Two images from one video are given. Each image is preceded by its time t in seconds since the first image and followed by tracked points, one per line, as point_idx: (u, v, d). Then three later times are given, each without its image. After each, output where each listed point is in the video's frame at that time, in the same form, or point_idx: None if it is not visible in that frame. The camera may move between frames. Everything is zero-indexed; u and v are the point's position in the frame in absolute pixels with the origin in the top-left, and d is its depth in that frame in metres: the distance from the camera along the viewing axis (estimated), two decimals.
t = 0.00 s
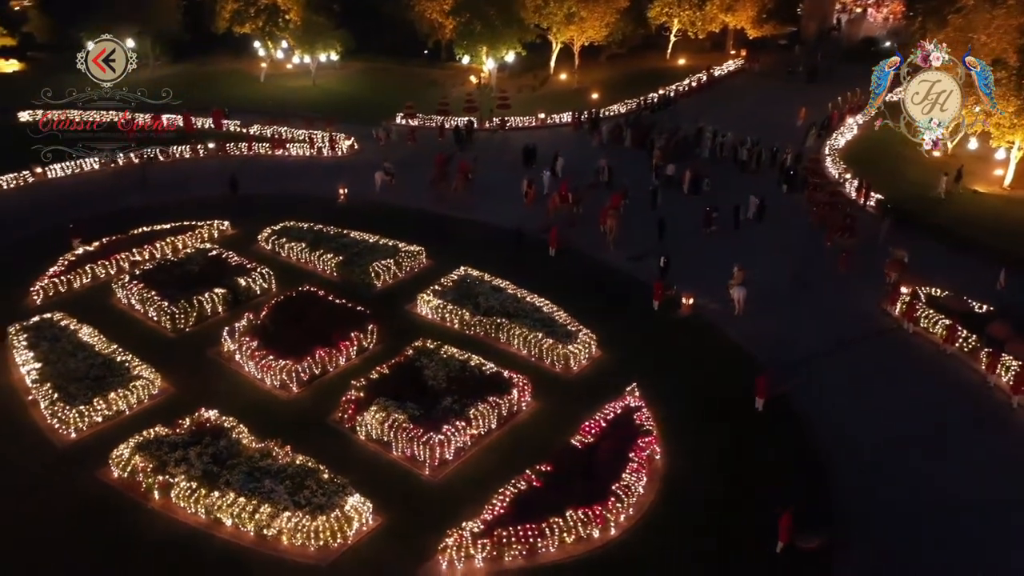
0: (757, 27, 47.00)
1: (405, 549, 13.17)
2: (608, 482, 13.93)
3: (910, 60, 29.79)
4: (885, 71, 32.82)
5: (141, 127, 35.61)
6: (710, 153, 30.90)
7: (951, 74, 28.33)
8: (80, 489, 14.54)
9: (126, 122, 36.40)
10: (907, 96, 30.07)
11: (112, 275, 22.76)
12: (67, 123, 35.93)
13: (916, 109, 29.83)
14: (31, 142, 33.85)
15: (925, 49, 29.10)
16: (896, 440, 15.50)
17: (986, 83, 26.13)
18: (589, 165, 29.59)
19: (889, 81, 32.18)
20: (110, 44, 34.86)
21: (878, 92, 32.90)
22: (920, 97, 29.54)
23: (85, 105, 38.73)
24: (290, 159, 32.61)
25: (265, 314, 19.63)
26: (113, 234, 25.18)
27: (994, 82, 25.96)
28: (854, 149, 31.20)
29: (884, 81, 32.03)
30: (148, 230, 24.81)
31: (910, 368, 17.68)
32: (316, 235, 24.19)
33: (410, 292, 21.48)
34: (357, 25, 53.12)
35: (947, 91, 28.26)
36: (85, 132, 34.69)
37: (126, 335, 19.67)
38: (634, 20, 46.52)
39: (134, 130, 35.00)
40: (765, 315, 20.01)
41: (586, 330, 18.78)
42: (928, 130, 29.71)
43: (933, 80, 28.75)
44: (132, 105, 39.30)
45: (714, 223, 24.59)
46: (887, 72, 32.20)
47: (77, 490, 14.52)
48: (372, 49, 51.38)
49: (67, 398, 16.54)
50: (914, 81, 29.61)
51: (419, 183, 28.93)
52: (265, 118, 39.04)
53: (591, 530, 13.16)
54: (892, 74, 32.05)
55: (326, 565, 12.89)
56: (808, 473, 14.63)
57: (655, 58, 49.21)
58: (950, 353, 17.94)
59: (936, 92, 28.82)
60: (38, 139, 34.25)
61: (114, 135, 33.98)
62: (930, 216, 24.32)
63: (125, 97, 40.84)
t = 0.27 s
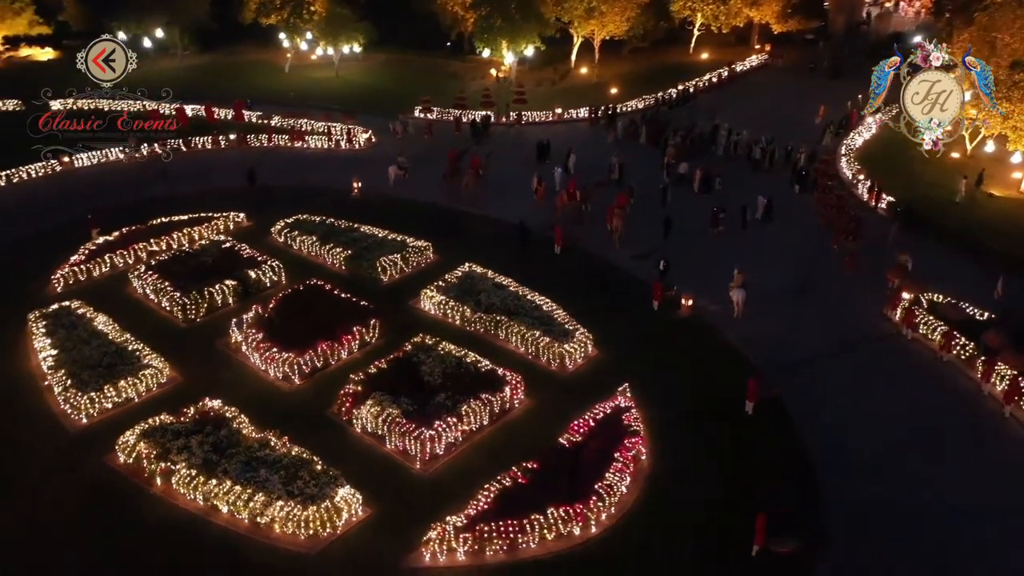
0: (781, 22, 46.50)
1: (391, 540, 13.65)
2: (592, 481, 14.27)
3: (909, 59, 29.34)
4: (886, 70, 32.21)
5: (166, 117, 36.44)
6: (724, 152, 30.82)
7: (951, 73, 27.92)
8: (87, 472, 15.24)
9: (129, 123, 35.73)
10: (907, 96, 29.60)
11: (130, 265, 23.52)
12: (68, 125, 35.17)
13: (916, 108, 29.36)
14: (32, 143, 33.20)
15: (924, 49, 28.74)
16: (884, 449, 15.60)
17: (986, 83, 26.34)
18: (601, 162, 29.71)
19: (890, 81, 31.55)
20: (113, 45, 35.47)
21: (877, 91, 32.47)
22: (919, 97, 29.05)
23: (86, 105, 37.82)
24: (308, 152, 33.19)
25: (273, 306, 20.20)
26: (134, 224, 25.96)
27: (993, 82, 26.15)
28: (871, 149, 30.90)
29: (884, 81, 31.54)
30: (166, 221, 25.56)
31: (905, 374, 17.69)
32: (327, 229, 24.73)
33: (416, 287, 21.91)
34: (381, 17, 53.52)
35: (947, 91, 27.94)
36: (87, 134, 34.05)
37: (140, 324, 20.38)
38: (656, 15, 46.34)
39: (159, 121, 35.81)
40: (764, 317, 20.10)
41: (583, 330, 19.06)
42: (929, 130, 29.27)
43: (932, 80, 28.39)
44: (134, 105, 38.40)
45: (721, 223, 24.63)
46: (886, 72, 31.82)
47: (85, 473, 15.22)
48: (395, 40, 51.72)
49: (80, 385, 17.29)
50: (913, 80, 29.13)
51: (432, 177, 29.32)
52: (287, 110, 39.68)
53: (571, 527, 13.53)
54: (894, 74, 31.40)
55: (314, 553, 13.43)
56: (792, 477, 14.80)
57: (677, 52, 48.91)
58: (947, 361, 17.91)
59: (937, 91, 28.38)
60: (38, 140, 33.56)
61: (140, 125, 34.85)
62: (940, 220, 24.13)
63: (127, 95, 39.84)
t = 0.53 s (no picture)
0: (805, 18, 46.02)
1: (378, 530, 14.17)
2: (575, 479, 14.63)
3: (908, 60, 29.74)
4: (884, 71, 32.40)
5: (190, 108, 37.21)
6: (736, 150, 30.77)
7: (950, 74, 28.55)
8: (95, 456, 15.96)
9: (130, 123, 35.08)
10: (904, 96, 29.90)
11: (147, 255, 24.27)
12: (67, 124, 34.47)
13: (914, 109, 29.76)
14: (30, 143, 32.55)
15: (925, 49, 29.02)
16: (870, 454, 15.74)
17: (986, 83, 26.50)
18: (612, 159, 29.84)
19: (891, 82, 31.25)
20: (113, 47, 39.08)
21: (877, 92, 32.32)
22: (919, 97, 29.40)
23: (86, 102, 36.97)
24: (326, 145, 33.75)
25: (279, 299, 20.77)
26: (152, 215, 26.73)
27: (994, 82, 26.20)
28: (887, 149, 30.63)
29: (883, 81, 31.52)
30: (184, 212, 26.29)
31: (898, 380, 17.74)
32: (338, 223, 25.26)
33: (420, 282, 22.36)
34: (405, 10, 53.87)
35: (947, 90, 28.49)
36: (88, 135, 33.49)
37: (153, 314, 21.11)
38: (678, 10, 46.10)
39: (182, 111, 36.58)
40: (761, 320, 20.21)
41: (580, 329, 19.37)
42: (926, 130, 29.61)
43: (932, 80, 28.90)
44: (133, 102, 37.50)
45: (727, 224, 24.69)
46: (886, 72, 31.76)
47: (92, 457, 15.95)
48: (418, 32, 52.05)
49: (92, 372, 18.03)
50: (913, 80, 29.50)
51: (444, 173, 29.70)
52: (307, 103, 40.27)
53: (552, 523, 13.93)
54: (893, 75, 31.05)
55: (304, 541, 13.99)
56: (775, 481, 15.02)
57: (699, 46, 48.63)
58: (941, 368, 17.93)
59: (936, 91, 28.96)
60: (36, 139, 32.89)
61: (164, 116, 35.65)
62: (948, 226, 24.01)
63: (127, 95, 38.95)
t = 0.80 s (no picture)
0: (828, 16, 45.70)
1: (363, 520, 14.75)
2: (556, 477, 15.08)
3: (908, 59, 28.68)
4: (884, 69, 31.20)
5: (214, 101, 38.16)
6: (747, 152, 30.81)
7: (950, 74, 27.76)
8: (102, 440, 16.75)
9: (130, 123, 35.41)
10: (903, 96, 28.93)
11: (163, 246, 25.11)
12: (67, 125, 34.75)
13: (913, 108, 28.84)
14: (31, 143, 32.82)
15: (925, 49, 28.00)
16: (853, 461, 15.91)
17: (986, 82, 27.38)
18: (622, 159, 30.05)
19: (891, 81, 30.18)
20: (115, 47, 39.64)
21: (877, 91, 31.14)
22: (919, 97, 28.44)
23: (86, 102, 37.25)
24: (342, 139, 34.40)
25: (286, 293, 21.43)
26: (170, 207, 27.60)
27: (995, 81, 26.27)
28: (901, 152, 30.44)
29: (883, 82, 30.52)
30: (200, 205, 27.13)
31: (887, 387, 17.85)
32: (348, 219, 25.87)
33: (424, 278, 22.87)
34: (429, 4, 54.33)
35: (947, 91, 27.62)
36: (88, 136, 33.74)
37: (165, 304, 21.91)
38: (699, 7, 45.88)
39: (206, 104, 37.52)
40: (756, 323, 20.39)
41: (574, 329, 19.76)
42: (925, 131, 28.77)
43: (932, 79, 27.91)
44: (133, 101, 37.80)
45: (731, 226, 24.81)
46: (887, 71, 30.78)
47: (100, 441, 16.75)
48: (441, 26, 52.44)
49: (103, 359, 18.86)
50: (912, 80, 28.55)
51: (456, 169, 30.15)
52: (328, 97, 40.96)
53: (530, 519, 14.40)
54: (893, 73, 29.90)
55: (293, 528, 14.64)
56: (754, 483, 15.29)
57: (722, 43, 48.40)
58: (931, 376, 17.98)
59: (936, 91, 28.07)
60: (38, 140, 33.17)
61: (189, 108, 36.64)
62: (953, 234, 23.92)
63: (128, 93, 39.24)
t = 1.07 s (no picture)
0: (849, 18, 45.25)
1: (352, 511, 15.34)
2: (539, 475, 15.52)
3: (907, 59, 27.63)
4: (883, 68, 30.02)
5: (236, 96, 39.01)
6: (757, 154, 30.84)
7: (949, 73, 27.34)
8: (109, 427, 17.50)
9: (130, 123, 35.51)
10: (901, 96, 28.36)
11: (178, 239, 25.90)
12: (67, 125, 34.75)
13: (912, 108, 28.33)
14: (32, 143, 32.89)
15: (925, 48, 26.90)
16: (835, 466, 16.13)
17: (986, 83, 27.43)
18: (630, 160, 30.26)
19: (890, 81, 29.18)
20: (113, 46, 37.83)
21: (876, 91, 29.99)
22: (919, 97, 27.85)
23: (86, 102, 37.24)
24: (358, 136, 35.01)
25: (292, 288, 22.06)
26: (187, 201, 28.40)
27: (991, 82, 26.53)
28: (914, 156, 30.29)
29: (883, 81, 29.52)
30: (216, 200, 27.91)
31: (875, 394, 18.00)
32: (357, 215, 26.45)
33: (427, 276, 23.37)
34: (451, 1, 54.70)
35: (947, 90, 27.20)
36: (88, 135, 33.79)
37: (177, 297, 22.67)
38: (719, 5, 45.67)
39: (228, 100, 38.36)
40: (751, 327, 20.57)
41: (569, 330, 20.13)
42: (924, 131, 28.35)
43: (931, 79, 27.39)
44: (132, 101, 37.81)
45: (734, 230, 24.94)
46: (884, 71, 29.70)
47: (107, 428, 17.51)
48: (462, 22, 52.80)
49: (114, 349, 19.65)
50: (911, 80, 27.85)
51: (466, 168, 30.59)
52: (347, 93, 41.58)
53: (512, 514, 14.87)
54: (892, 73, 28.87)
55: (285, 517, 15.25)
56: (735, 485, 15.60)
57: (742, 42, 48.17)
58: (921, 385, 18.08)
59: (935, 91, 27.61)
60: (38, 140, 33.23)
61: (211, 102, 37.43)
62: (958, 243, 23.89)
63: (127, 93, 39.24)
